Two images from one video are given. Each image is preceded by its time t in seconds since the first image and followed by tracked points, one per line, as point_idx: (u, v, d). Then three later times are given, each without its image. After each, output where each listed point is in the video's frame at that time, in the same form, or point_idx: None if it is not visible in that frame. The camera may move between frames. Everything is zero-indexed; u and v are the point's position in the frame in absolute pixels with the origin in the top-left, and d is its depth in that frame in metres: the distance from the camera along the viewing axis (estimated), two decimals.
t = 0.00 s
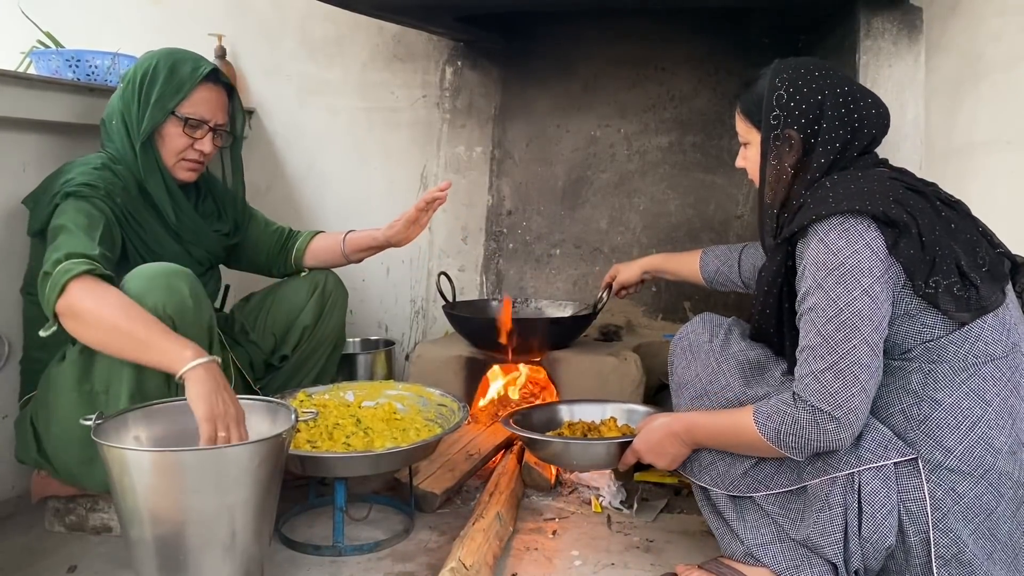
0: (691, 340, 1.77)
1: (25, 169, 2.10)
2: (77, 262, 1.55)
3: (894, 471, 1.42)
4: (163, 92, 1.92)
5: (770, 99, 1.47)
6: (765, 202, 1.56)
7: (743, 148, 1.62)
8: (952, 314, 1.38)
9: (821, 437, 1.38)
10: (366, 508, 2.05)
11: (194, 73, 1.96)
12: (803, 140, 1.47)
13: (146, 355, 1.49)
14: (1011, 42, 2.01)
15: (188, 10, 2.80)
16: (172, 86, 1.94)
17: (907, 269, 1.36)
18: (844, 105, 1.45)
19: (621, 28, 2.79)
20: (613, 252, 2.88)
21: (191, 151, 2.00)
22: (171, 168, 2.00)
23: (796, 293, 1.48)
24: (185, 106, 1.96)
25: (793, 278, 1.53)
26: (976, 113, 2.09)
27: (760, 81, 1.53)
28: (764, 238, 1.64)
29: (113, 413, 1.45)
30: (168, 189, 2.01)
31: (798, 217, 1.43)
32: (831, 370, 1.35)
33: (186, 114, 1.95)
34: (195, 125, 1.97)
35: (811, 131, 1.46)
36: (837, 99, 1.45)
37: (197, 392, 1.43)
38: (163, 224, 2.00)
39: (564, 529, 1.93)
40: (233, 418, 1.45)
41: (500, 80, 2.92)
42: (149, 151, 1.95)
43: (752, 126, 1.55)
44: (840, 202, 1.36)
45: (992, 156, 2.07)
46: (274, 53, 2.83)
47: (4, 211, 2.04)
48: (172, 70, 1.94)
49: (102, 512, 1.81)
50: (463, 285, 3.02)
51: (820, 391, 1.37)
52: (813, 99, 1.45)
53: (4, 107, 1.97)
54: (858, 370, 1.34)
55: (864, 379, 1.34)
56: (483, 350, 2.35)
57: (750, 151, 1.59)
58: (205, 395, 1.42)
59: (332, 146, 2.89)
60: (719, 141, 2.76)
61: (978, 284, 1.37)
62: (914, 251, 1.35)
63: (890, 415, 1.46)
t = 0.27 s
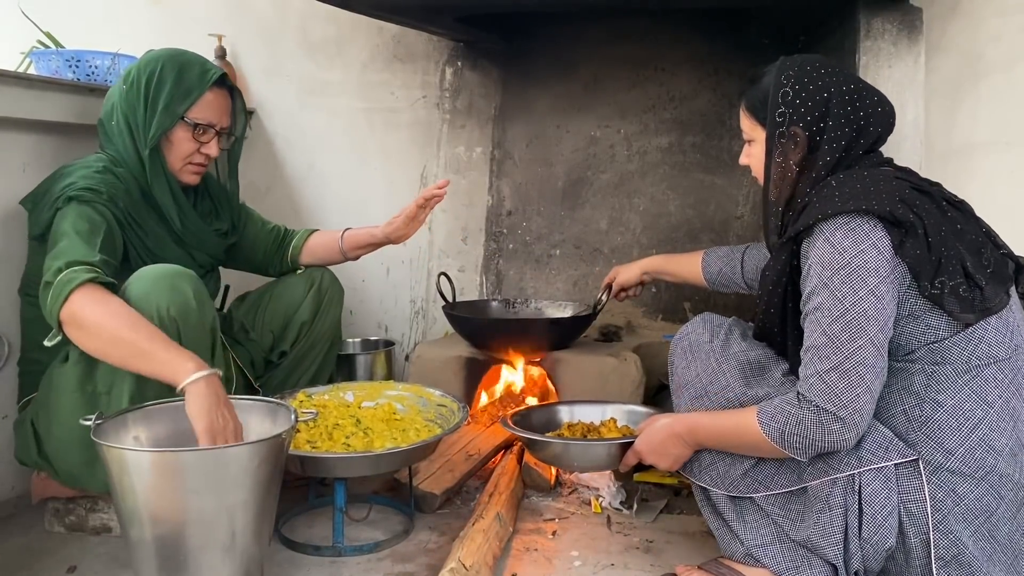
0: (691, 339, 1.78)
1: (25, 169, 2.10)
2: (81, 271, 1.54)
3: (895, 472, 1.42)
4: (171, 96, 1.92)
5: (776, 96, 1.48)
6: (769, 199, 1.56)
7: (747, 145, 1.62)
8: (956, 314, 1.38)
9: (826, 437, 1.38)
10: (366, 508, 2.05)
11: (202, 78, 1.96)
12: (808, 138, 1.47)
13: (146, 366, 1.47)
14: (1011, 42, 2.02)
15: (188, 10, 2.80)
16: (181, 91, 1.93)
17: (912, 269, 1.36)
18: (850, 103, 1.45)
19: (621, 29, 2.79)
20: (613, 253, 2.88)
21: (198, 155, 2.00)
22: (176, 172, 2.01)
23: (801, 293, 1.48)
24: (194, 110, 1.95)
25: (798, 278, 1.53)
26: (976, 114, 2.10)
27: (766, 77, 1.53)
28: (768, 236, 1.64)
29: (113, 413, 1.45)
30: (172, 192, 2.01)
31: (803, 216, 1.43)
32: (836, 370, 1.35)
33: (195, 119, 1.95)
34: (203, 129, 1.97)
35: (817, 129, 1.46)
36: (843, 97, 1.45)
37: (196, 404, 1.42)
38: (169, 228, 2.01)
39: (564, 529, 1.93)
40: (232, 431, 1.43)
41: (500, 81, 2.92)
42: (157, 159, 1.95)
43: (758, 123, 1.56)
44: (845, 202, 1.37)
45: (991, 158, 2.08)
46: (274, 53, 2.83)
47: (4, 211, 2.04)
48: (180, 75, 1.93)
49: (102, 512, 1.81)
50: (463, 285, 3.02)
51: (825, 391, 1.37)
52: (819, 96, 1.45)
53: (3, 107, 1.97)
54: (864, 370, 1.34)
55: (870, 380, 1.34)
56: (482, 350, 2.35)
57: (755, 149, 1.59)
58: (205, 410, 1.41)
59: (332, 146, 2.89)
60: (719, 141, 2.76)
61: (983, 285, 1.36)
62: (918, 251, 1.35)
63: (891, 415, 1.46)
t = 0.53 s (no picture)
0: (692, 340, 1.77)
1: (25, 169, 2.10)
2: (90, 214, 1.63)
3: (895, 473, 1.42)
4: (173, 97, 1.92)
5: (779, 95, 1.48)
6: (772, 197, 1.56)
7: (750, 144, 1.62)
8: (958, 315, 1.37)
9: (827, 436, 1.38)
10: (365, 508, 2.05)
11: (204, 78, 1.96)
12: (812, 137, 1.47)
13: (179, 282, 1.61)
14: (1011, 43, 2.04)
15: (188, 10, 2.80)
16: (183, 92, 1.93)
17: (915, 269, 1.36)
18: (853, 102, 1.45)
19: (621, 30, 2.79)
20: (613, 253, 2.88)
21: (201, 155, 2.01)
22: (180, 172, 2.02)
23: (803, 292, 1.48)
24: (196, 111, 1.96)
25: (799, 278, 1.53)
26: (976, 115, 2.09)
27: (770, 76, 1.53)
28: (772, 236, 1.64)
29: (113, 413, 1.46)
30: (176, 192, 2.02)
31: (805, 216, 1.43)
32: (839, 369, 1.35)
33: (198, 119, 1.96)
34: (206, 129, 1.98)
35: (820, 128, 1.46)
36: (847, 96, 1.45)
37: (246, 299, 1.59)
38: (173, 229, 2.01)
39: (563, 530, 1.93)
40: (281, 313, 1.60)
41: (500, 81, 2.92)
42: (161, 160, 1.95)
43: (761, 122, 1.56)
44: (849, 202, 1.37)
45: (993, 159, 2.08)
46: (273, 53, 2.83)
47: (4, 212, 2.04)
48: (183, 76, 1.93)
49: (101, 513, 1.81)
50: (463, 286, 3.02)
51: (828, 390, 1.37)
52: (823, 95, 1.45)
53: (3, 107, 1.97)
54: (866, 370, 1.34)
55: (872, 379, 1.34)
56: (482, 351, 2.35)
57: (758, 147, 1.59)
58: (253, 302, 1.58)
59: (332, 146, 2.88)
60: (719, 142, 2.76)
61: (985, 285, 1.36)
62: (921, 251, 1.35)
63: (892, 416, 1.46)
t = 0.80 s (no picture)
0: (692, 341, 1.77)
1: (25, 170, 2.10)
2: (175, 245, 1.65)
3: (895, 473, 1.42)
4: (163, 95, 1.92)
5: (781, 94, 1.48)
6: (774, 198, 1.56)
7: (753, 144, 1.62)
8: (959, 315, 1.37)
9: (828, 436, 1.38)
10: (365, 509, 2.04)
11: (191, 74, 1.97)
12: (813, 136, 1.47)
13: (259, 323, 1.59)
14: (1011, 44, 2.01)
15: (188, 11, 2.80)
16: (172, 89, 1.94)
17: (916, 269, 1.36)
18: (855, 102, 1.45)
19: (621, 30, 2.79)
20: (613, 254, 2.88)
21: (194, 151, 2.01)
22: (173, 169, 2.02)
23: (804, 292, 1.47)
24: (187, 107, 1.96)
25: (800, 278, 1.53)
26: (976, 115, 2.09)
27: (772, 76, 1.53)
28: (774, 236, 1.64)
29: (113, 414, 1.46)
30: (172, 189, 2.03)
31: (807, 216, 1.43)
32: (840, 369, 1.35)
33: (189, 115, 1.96)
34: (197, 125, 1.98)
35: (822, 127, 1.46)
36: (848, 96, 1.45)
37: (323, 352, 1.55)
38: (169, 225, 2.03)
39: (564, 531, 1.93)
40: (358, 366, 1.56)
41: (501, 82, 2.92)
42: (155, 157, 1.96)
43: (763, 121, 1.56)
44: (850, 202, 1.36)
45: (992, 158, 2.07)
46: (274, 54, 2.83)
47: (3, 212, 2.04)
48: (171, 71, 1.94)
49: (101, 514, 1.81)
50: (463, 286, 3.02)
51: (828, 390, 1.37)
52: (824, 95, 1.45)
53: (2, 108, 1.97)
54: (866, 370, 1.34)
55: (872, 379, 1.34)
56: (482, 352, 2.35)
57: (760, 147, 1.59)
58: (328, 355, 1.54)
59: (332, 147, 2.88)
60: (719, 143, 2.76)
61: (986, 286, 1.37)
62: (922, 251, 1.35)
63: (892, 416, 1.46)
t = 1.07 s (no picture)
0: (691, 342, 1.77)
1: (25, 170, 2.10)
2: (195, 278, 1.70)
3: (894, 474, 1.42)
4: (175, 96, 1.93)
5: (783, 94, 1.48)
6: (774, 197, 1.56)
7: (754, 144, 1.61)
8: (958, 316, 1.38)
9: (827, 436, 1.38)
10: (365, 510, 2.04)
11: (202, 74, 1.98)
12: (814, 136, 1.47)
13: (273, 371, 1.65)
14: (1008, 45, 2.03)
15: (188, 11, 2.81)
16: (184, 90, 1.95)
17: (916, 270, 1.36)
18: (856, 102, 1.45)
19: (621, 31, 2.79)
20: (613, 255, 2.88)
21: (207, 151, 2.02)
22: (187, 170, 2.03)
23: (804, 292, 1.48)
24: (200, 107, 1.97)
25: (800, 278, 1.53)
26: (976, 116, 2.09)
27: (773, 75, 1.53)
28: (774, 236, 1.64)
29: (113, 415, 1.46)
30: (184, 190, 2.03)
31: (807, 216, 1.43)
32: (839, 370, 1.35)
33: (202, 115, 1.97)
34: (210, 125, 1.99)
35: (823, 127, 1.46)
36: (849, 96, 1.45)
37: (340, 396, 1.62)
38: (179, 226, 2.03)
39: (563, 532, 1.93)
40: (375, 405, 1.65)
41: (501, 83, 2.92)
42: (169, 158, 1.96)
43: (764, 121, 1.55)
44: (851, 202, 1.36)
45: (993, 158, 2.07)
46: (274, 54, 2.82)
47: (3, 212, 2.04)
48: (182, 72, 1.95)
49: (101, 514, 1.81)
50: (463, 287, 3.02)
51: (828, 390, 1.37)
52: (825, 94, 1.45)
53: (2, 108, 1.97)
54: (866, 371, 1.34)
55: (872, 380, 1.34)
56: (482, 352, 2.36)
57: (761, 146, 1.58)
58: (340, 406, 1.60)
59: (333, 148, 2.89)
60: (719, 144, 2.77)
61: (986, 287, 1.37)
62: (922, 252, 1.35)
63: (891, 417, 1.46)
